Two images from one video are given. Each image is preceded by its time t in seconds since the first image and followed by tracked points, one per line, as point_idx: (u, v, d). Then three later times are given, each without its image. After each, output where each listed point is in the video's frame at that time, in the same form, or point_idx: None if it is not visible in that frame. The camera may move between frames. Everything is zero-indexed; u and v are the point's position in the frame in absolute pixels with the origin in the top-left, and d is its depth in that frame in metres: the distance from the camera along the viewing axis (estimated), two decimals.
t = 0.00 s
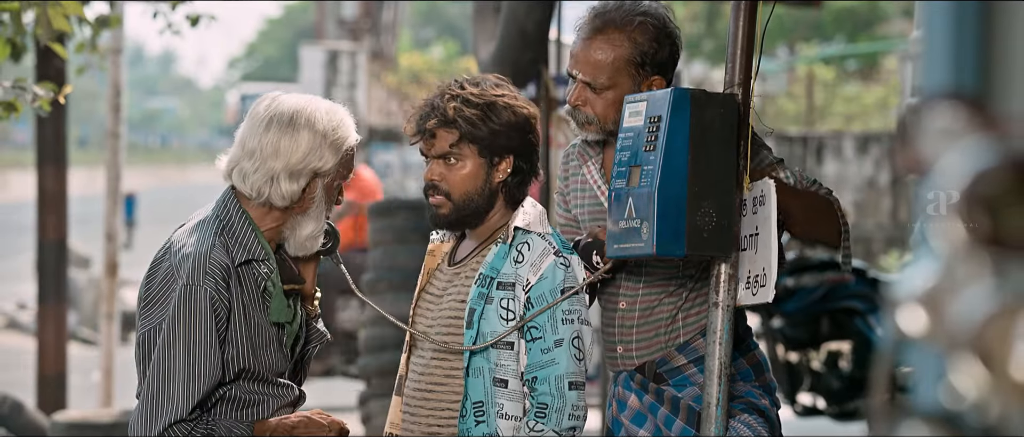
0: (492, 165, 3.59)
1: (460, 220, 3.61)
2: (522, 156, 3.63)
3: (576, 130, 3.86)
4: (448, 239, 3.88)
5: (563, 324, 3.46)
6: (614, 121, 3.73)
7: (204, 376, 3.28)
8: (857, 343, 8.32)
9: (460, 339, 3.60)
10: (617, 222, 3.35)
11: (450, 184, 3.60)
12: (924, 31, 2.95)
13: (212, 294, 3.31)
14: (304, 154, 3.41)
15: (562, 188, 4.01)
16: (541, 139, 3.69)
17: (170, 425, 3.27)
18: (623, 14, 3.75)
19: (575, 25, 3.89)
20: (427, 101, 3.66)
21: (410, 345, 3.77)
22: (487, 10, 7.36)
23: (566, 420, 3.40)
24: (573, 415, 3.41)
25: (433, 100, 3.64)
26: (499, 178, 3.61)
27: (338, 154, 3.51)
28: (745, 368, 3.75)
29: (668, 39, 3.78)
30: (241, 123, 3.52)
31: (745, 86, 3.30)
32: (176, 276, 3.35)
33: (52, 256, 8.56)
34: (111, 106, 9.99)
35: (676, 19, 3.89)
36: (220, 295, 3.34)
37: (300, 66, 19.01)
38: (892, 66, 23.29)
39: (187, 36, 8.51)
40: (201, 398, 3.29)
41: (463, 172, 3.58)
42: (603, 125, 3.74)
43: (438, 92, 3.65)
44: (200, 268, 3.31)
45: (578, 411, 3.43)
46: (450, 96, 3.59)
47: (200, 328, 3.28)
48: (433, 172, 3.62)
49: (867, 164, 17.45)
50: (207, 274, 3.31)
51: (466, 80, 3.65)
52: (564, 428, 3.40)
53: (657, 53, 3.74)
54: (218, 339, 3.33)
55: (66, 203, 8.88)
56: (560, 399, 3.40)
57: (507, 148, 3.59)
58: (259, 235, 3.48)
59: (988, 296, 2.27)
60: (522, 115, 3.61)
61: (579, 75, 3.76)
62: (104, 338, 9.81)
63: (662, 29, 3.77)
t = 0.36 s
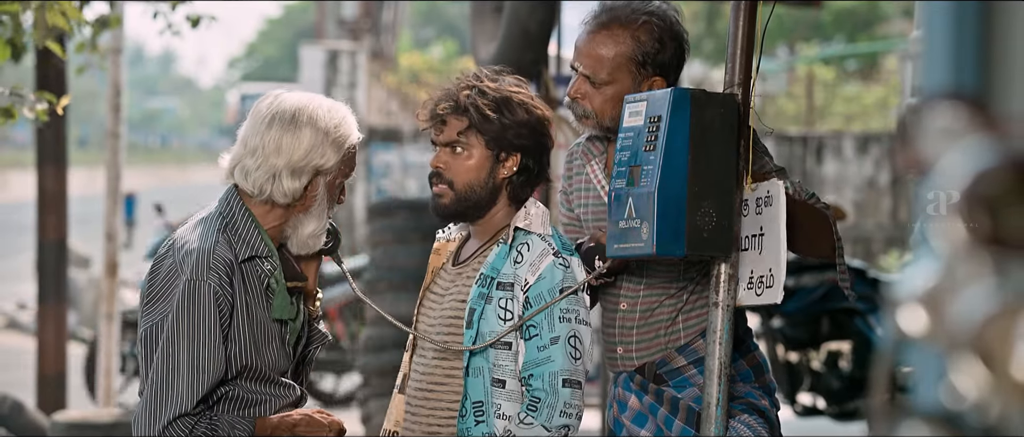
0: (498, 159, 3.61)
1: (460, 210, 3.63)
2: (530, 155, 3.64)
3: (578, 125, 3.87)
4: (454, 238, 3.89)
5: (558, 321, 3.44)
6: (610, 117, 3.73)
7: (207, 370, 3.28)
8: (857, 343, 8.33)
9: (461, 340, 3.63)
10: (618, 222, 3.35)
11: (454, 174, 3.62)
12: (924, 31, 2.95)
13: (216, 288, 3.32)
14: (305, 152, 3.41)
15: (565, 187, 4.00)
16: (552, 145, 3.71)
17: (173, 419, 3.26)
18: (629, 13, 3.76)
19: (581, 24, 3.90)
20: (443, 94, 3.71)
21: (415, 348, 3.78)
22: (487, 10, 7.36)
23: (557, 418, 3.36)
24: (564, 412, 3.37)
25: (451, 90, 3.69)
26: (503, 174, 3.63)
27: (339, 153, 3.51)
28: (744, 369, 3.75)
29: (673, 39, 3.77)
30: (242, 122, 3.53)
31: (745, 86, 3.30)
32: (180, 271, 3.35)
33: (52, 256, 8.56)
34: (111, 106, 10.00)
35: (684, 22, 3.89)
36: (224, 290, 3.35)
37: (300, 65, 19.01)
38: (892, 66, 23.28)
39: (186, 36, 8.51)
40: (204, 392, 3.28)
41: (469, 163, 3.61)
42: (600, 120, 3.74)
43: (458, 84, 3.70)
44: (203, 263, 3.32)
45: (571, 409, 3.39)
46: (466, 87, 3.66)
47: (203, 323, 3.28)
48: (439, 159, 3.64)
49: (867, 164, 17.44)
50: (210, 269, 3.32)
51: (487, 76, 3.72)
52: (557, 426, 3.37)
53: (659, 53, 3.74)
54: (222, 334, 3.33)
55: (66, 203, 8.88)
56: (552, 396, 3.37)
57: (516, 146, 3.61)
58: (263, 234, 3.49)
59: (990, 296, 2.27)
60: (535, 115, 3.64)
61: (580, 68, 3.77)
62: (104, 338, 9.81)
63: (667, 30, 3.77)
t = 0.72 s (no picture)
0: (494, 162, 3.60)
1: (461, 216, 3.61)
2: (526, 156, 3.63)
3: (581, 125, 3.86)
4: (454, 238, 3.89)
5: (554, 311, 3.42)
6: (613, 115, 3.73)
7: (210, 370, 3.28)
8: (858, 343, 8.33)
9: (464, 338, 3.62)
10: (617, 222, 3.35)
11: (453, 180, 3.62)
12: (925, 31, 2.95)
13: (218, 288, 3.32)
14: (305, 152, 3.42)
15: (568, 187, 3.99)
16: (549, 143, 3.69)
17: (177, 418, 3.27)
18: (629, 9, 3.77)
19: (581, 23, 3.91)
20: (432, 100, 3.70)
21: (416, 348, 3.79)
22: (487, 9, 7.35)
23: (543, 400, 3.37)
24: (552, 397, 3.37)
25: (443, 97, 3.68)
26: (500, 176, 3.62)
27: (340, 153, 3.51)
28: (746, 369, 3.75)
29: (673, 34, 3.77)
30: (243, 122, 3.53)
31: (745, 86, 3.30)
32: (182, 270, 3.36)
33: (52, 256, 8.56)
34: (111, 106, 10.00)
35: (684, 20, 3.89)
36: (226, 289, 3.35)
37: (300, 66, 19.01)
38: (892, 66, 23.29)
39: (186, 36, 8.52)
40: (207, 392, 3.29)
41: (466, 168, 3.60)
42: (602, 118, 3.75)
43: (450, 89, 3.70)
44: (205, 262, 3.33)
45: (560, 394, 3.37)
46: (457, 92, 3.66)
47: (204, 322, 3.29)
48: (435, 167, 3.64)
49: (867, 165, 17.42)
50: (211, 267, 3.32)
51: (476, 80, 3.70)
52: (543, 411, 3.37)
53: (659, 48, 3.73)
54: (224, 333, 3.34)
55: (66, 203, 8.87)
56: (543, 377, 3.38)
57: (511, 149, 3.60)
58: (264, 232, 3.49)
59: (989, 296, 2.28)
60: (528, 116, 3.62)
61: (581, 66, 3.77)
62: (104, 338, 9.81)
63: (666, 24, 3.77)
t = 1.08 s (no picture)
0: (464, 197, 3.68)
1: (432, 254, 3.70)
2: (495, 191, 3.72)
3: (578, 126, 3.85)
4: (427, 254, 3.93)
5: (548, 266, 3.55)
6: (610, 114, 3.72)
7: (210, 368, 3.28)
8: (857, 343, 8.33)
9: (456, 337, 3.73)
10: (617, 221, 3.35)
11: (422, 213, 3.69)
12: (925, 31, 2.95)
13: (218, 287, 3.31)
14: (306, 154, 3.42)
15: (564, 188, 4.00)
16: (521, 174, 3.78)
17: (176, 417, 3.25)
18: (624, 8, 3.77)
19: (575, 23, 3.90)
20: (404, 130, 3.78)
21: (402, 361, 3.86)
22: (488, 10, 7.35)
23: (545, 335, 3.47)
24: (553, 330, 3.47)
25: (414, 128, 3.76)
26: (470, 210, 3.71)
27: (340, 156, 3.52)
28: (745, 367, 3.75)
29: (669, 33, 3.78)
30: (243, 122, 3.53)
31: (745, 86, 3.29)
32: (181, 269, 3.35)
33: (52, 256, 8.56)
34: (111, 106, 10.00)
35: (678, 19, 3.90)
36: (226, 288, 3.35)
37: (300, 65, 19.01)
38: (892, 65, 23.30)
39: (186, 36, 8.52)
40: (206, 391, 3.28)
41: (433, 203, 3.68)
42: (600, 117, 3.73)
43: (420, 121, 3.77)
44: (205, 260, 3.33)
45: (562, 325, 3.48)
46: (427, 126, 3.72)
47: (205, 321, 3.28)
48: (404, 199, 3.72)
49: (868, 165, 17.42)
50: (212, 266, 3.32)
51: (448, 113, 3.78)
52: (547, 347, 3.46)
53: (655, 47, 3.74)
54: (224, 332, 3.34)
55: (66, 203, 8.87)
56: (543, 313, 3.50)
57: (479, 184, 3.68)
58: (264, 232, 3.49)
59: (989, 295, 2.28)
60: (498, 152, 3.70)
61: (578, 66, 3.76)
62: (105, 338, 9.81)
63: (661, 23, 3.78)
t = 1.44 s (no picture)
0: (443, 205, 3.76)
1: (412, 262, 3.75)
2: (474, 201, 3.80)
3: (572, 131, 3.85)
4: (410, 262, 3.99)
5: (539, 266, 3.65)
6: (601, 116, 3.72)
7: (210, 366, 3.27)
8: (857, 343, 8.32)
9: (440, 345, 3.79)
10: (618, 222, 3.35)
11: (401, 220, 3.76)
12: (926, 31, 2.96)
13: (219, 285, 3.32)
14: (308, 156, 3.43)
15: (562, 192, 4.00)
16: (501, 187, 3.86)
17: (174, 415, 3.24)
18: (608, 12, 3.78)
19: (563, 26, 3.91)
20: (380, 137, 3.86)
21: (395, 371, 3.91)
22: (487, 10, 7.36)
23: (550, 331, 3.56)
24: (559, 325, 3.56)
25: (395, 136, 3.84)
26: (449, 219, 3.78)
27: (339, 160, 3.52)
28: (745, 369, 3.74)
29: (655, 33, 3.78)
30: (244, 120, 3.53)
31: (745, 86, 3.30)
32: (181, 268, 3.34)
33: (52, 255, 8.55)
34: (111, 106, 10.00)
35: (665, 20, 3.89)
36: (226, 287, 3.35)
37: (300, 66, 19.03)
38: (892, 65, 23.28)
39: (186, 36, 8.52)
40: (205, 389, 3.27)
41: (413, 209, 3.75)
42: (591, 120, 3.73)
43: (402, 129, 3.86)
44: (204, 259, 3.33)
45: (567, 321, 3.57)
46: (411, 132, 3.81)
47: (204, 319, 3.28)
48: (383, 206, 3.78)
49: (868, 164, 17.41)
50: (211, 264, 3.32)
51: (432, 123, 3.88)
52: (554, 342, 3.56)
53: (641, 46, 3.74)
54: (223, 331, 3.33)
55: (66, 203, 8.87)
56: (545, 310, 3.59)
57: (459, 193, 3.77)
58: (263, 233, 3.49)
59: (990, 295, 2.28)
60: (480, 162, 3.80)
61: (566, 70, 3.77)
62: (105, 338, 9.82)
63: (647, 23, 3.78)
